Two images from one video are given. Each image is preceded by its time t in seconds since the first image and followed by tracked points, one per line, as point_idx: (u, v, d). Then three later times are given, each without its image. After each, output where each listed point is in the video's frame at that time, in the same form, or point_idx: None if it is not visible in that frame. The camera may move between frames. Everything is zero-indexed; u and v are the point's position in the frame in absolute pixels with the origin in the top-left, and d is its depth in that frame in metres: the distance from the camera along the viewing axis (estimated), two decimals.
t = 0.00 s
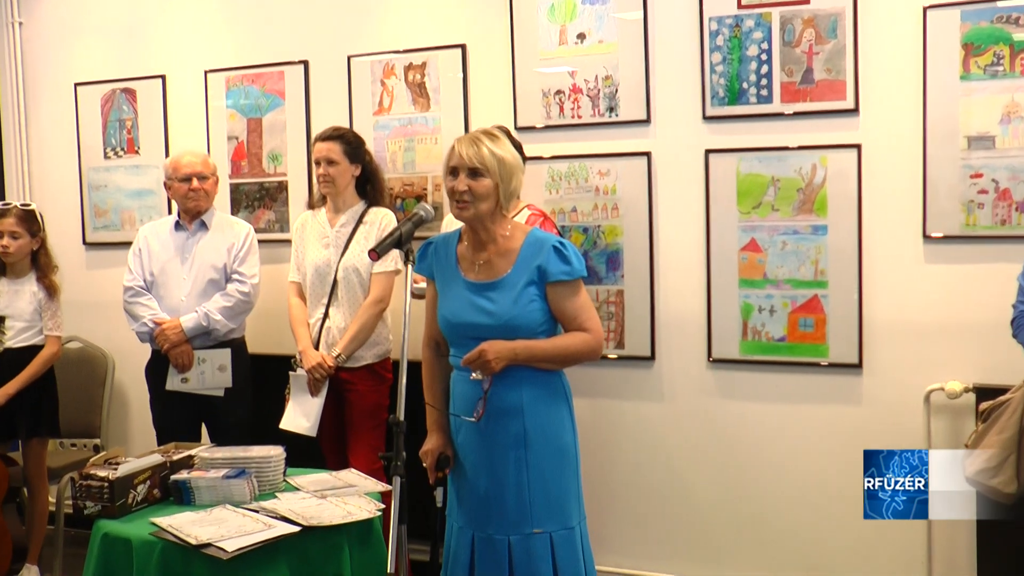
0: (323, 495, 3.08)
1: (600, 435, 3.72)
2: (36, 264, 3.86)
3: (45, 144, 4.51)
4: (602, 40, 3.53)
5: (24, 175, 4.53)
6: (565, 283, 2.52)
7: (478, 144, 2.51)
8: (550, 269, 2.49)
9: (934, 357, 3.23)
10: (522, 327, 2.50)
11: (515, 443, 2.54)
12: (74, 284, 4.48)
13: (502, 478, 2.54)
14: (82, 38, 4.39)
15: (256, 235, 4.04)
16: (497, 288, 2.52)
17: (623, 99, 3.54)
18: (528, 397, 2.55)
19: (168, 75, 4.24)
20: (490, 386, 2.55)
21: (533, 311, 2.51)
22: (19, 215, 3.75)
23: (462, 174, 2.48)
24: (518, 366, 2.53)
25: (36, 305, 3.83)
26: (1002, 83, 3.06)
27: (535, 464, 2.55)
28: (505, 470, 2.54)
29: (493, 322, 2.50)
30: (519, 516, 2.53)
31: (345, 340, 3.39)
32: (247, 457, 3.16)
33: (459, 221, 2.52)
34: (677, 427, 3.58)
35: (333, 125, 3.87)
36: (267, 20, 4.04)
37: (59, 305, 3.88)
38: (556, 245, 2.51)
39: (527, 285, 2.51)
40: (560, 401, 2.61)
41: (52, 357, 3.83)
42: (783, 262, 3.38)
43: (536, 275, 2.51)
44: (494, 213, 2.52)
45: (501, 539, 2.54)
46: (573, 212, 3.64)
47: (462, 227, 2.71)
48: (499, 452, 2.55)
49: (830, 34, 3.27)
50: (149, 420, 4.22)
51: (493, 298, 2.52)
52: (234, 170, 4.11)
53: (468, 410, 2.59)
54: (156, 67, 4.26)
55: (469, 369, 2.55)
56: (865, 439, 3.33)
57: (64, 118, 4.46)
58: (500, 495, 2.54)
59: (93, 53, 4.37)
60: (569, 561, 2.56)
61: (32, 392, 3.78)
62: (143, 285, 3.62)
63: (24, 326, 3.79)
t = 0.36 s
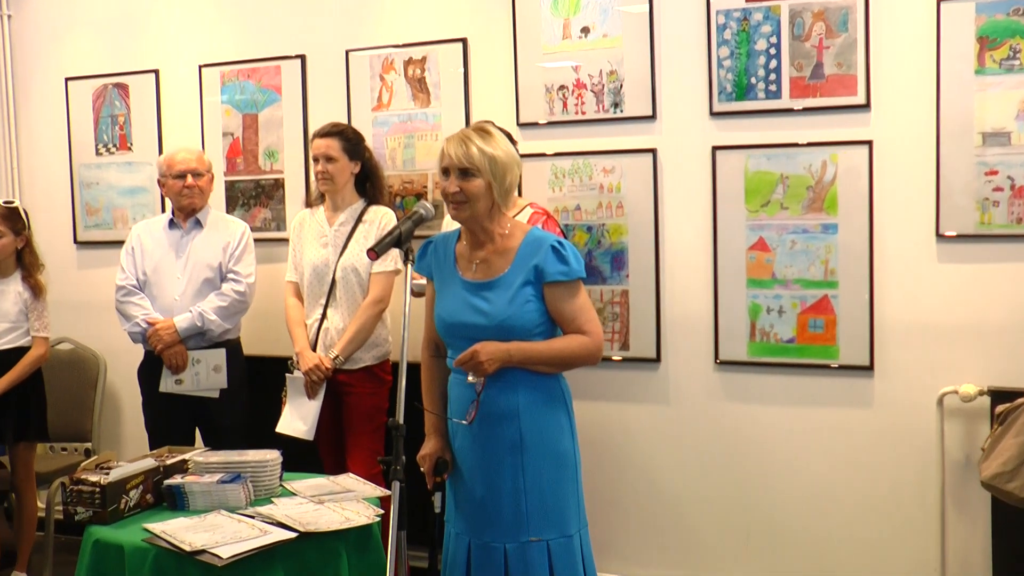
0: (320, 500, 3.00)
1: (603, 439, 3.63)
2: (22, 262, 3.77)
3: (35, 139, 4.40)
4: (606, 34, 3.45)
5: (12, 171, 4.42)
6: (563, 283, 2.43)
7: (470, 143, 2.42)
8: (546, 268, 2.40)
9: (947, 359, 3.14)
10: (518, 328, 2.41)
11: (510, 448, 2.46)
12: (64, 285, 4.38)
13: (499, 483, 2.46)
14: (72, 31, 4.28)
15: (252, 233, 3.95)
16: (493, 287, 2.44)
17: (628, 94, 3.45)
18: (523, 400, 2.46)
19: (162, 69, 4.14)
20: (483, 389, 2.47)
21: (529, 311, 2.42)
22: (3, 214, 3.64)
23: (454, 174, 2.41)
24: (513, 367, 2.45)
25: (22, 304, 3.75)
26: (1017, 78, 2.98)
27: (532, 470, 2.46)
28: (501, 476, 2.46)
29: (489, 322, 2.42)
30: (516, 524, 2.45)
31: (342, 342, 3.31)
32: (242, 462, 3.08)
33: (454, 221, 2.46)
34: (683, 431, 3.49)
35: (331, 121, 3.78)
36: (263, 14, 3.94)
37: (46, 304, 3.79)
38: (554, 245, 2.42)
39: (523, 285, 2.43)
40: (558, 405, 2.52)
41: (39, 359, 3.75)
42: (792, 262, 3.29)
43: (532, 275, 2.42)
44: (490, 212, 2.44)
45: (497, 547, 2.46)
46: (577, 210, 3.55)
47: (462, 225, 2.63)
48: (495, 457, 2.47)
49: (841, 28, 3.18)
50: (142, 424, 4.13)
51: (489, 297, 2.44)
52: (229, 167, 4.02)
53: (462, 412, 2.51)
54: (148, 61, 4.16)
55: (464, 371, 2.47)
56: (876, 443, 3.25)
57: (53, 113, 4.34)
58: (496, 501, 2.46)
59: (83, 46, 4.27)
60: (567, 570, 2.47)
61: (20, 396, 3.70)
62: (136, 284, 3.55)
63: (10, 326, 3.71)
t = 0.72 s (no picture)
0: (319, 506, 2.92)
1: (609, 442, 3.54)
2: (12, 262, 3.67)
3: (25, 133, 4.29)
4: (612, 26, 3.36)
5: (4, 168, 4.32)
6: (568, 283, 2.34)
7: (469, 141, 2.34)
8: (550, 267, 2.32)
9: (964, 362, 3.05)
10: (522, 329, 2.33)
11: (513, 452, 2.38)
12: (56, 284, 4.29)
13: (501, 488, 2.38)
14: (64, 24, 4.19)
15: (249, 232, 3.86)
16: (495, 286, 2.36)
17: (635, 89, 3.36)
18: (527, 403, 2.38)
19: (156, 63, 4.04)
20: (486, 391, 2.39)
21: (533, 311, 2.34)
22: None
23: (453, 174, 2.33)
24: (517, 369, 2.37)
25: (12, 304, 3.66)
26: None
27: (535, 474, 2.38)
28: (504, 481, 2.38)
29: (492, 323, 2.34)
30: (519, 530, 2.37)
31: (342, 343, 3.23)
32: (240, 466, 3.01)
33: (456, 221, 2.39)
34: (691, 434, 3.41)
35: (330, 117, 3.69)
36: (261, 7, 3.85)
37: (37, 304, 3.71)
38: (558, 243, 2.33)
39: (526, 284, 2.34)
40: (562, 408, 2.44)
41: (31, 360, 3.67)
42: (804, 261, 3.20)
43: (536, 274, 2.34)
44: (493, 211, 2.36)
45: (499, 554, 2.38)
46: (582, 208, 3.46)
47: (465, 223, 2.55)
48: (498, 461, 2.39)
49: (854, 20, 3.09)
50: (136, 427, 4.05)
51: (491, 297, 2.36)
52: (226, 163, 3.93)
53: (465, 415, 2.43)
54: (142, 55, 4.06)
55: (466, 373, 2.39)
56: (890, 447, 3.16)
57: (44, 108, 4.25)
58: (499, 506, 2.38)
59: (75, 39, 4.17)
60: None
61: (11, 398, 3.62)
62: (132, 284, 3.47)
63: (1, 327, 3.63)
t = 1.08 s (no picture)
0: (322, 512, 2.84)
1: (619, 446, 3.45)
2: (7, 261, 3.59)
3: (22, 129, 4.21)
4: (624, 20, 3.27)
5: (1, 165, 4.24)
6: (579, 282, 2.26)
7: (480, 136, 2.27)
8: (561, 266, 2.24)
9: (985, 364, 2.97)
10: (533, 330, 2.25)
11: (524, 455, 2.29)
12: (54, 284, 4.21)
13: (512, 493, 2.30)
14: (62, 19, 4.11)
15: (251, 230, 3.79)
16: (505, 286, 2.28)
17: (647, 84, 3.27)
18: (538, 405, 2.30)
19: (155, 57, 3.96)
20: (496, 394, 2.30)
21: (543, 312, 2.26)
22: None
23: (463, 169, 2.26)
24: (527, 371, 2.29)
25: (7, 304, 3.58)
26: None
27: (547, 478, 2.30)
28: (515, 485, 2.30)
29: (501, 324, 2.26)
30: (531, 535, 2.29)
31: (345, 344, 3.15)
32: (241, 470, 2.93)
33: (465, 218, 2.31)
34: (704, 438, 3.32)
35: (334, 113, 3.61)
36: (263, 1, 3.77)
37: (32, 304, 3.64)
38: (570, 241, 2.25)
39: (537, 283, 2.26)
40: (574, 410, 2.35)
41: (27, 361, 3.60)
42: (820, 261, 3.12)
43: (546, 273, 2.25)
44: (504, 207, 2.29)
45: (511, 560, 2.29)
46: (593, 206, 3.37)
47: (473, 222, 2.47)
48: (509, 465, 2.30)
49: (872, 13, 3.00)
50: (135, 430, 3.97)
51: (500, 297, 2.28)
52: (227, 161, 3.84)
53: (475, 419, 2.35)
54: (141, 50, 3.98)
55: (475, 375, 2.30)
56: (909, 452, 3.07)
57: (41, 104, 4.16)
58: (510, 511, 2.30)
59: (73, 34, 4.09)
60: None
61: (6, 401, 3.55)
62: (131, 284, 3.39)
63: None
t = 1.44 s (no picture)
0: (322, 517, 2.76)
1: (625, 449, 3.37)
2: None
3: (14, 124, 4.12)
4: (631, 12, 3.19)
5: None
6: (590, 282, 2.18)
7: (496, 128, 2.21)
8: (572, 266, 2.16)
9: (1003, 366, 2.89)
10: (541, 330, 2.17)
11: (532, 458, 2.21)
12: (48, 283, 4.13)
13: (520, 496, 2.22)
14: (55, 12, 4.02)
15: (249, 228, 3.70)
16: (514, 285, 2.20)
17: (655, 78, 3.19)
18: (548, 407, 2.22)
19: (150, 51, 3.88)
20: (505, 397, 2.23)
21: (554, 312, 2.18)
22: None
23: (478, 161, 2.18)
24: (536, 373, 2.21)
25: None
26: None
27: (556, 482, 2.22)
28: (523, 489, 2.22)
29: (510, 324, 2.18)
30: (540, 540, 2.21)
31: (345, 345, 3.07)
32: (238, 475, 2.85)
33: (475, 212, 2.22)
34: (713, 441, 3.24)
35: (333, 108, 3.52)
36: None
37: (23, 303, 3.56)
38: (581, 240, 2.17)
39: (548, 283, 2.18)
40: (584, 412, 2.27)
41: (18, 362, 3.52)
42: (833, 259, 3.03)
43: (557, 273, 2.17)
44: (517, 202, 2.22)
45: (519, 566, 2.21)
46: (599, 204, 3.29)
47: (479, 219, 2.38)
48: (517, 468, 2.22)
49: (887, 5, 2.92)
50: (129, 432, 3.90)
51: (509, 297, 2.20)
52: (224, 157, 3.76)
53: (482, 422, 2.27)
54: (136, 44, 3.89)
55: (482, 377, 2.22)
56: (924, 456, 2.99)
57: (34, 99, 4.07)
58: (518, 515, 2.22)
59: (67, 27, 4.00)
60: None
61: None
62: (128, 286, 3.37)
63: None
